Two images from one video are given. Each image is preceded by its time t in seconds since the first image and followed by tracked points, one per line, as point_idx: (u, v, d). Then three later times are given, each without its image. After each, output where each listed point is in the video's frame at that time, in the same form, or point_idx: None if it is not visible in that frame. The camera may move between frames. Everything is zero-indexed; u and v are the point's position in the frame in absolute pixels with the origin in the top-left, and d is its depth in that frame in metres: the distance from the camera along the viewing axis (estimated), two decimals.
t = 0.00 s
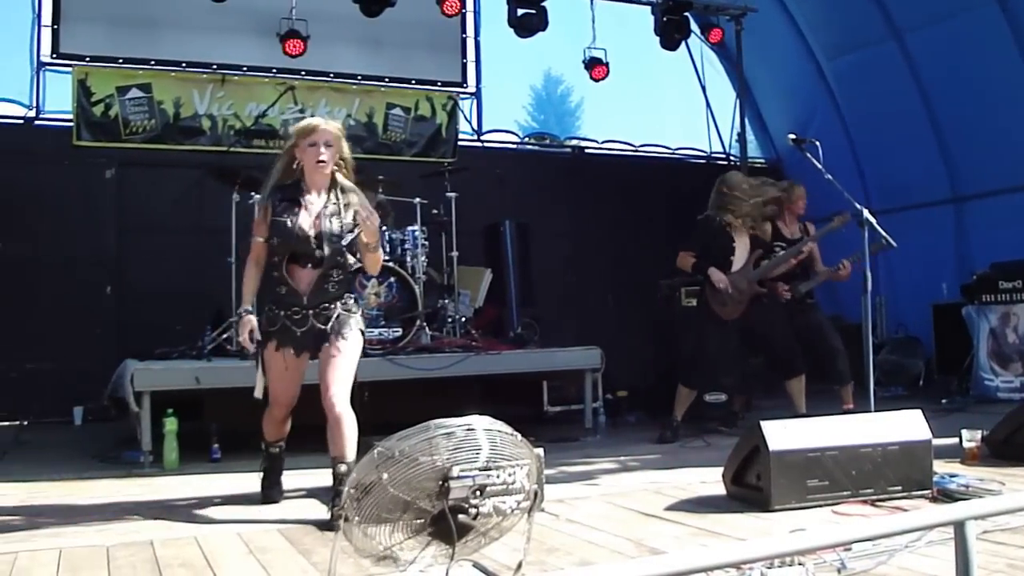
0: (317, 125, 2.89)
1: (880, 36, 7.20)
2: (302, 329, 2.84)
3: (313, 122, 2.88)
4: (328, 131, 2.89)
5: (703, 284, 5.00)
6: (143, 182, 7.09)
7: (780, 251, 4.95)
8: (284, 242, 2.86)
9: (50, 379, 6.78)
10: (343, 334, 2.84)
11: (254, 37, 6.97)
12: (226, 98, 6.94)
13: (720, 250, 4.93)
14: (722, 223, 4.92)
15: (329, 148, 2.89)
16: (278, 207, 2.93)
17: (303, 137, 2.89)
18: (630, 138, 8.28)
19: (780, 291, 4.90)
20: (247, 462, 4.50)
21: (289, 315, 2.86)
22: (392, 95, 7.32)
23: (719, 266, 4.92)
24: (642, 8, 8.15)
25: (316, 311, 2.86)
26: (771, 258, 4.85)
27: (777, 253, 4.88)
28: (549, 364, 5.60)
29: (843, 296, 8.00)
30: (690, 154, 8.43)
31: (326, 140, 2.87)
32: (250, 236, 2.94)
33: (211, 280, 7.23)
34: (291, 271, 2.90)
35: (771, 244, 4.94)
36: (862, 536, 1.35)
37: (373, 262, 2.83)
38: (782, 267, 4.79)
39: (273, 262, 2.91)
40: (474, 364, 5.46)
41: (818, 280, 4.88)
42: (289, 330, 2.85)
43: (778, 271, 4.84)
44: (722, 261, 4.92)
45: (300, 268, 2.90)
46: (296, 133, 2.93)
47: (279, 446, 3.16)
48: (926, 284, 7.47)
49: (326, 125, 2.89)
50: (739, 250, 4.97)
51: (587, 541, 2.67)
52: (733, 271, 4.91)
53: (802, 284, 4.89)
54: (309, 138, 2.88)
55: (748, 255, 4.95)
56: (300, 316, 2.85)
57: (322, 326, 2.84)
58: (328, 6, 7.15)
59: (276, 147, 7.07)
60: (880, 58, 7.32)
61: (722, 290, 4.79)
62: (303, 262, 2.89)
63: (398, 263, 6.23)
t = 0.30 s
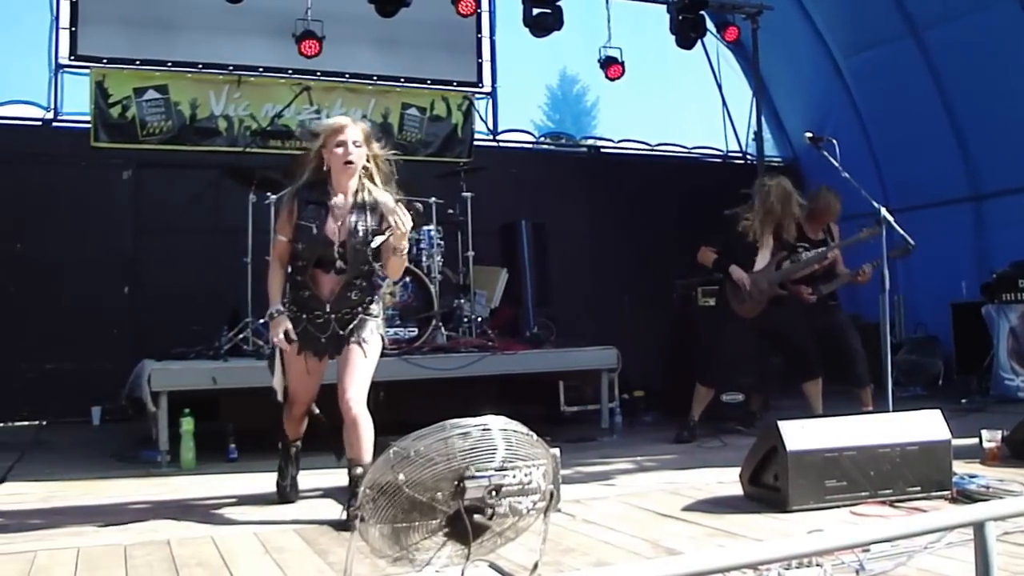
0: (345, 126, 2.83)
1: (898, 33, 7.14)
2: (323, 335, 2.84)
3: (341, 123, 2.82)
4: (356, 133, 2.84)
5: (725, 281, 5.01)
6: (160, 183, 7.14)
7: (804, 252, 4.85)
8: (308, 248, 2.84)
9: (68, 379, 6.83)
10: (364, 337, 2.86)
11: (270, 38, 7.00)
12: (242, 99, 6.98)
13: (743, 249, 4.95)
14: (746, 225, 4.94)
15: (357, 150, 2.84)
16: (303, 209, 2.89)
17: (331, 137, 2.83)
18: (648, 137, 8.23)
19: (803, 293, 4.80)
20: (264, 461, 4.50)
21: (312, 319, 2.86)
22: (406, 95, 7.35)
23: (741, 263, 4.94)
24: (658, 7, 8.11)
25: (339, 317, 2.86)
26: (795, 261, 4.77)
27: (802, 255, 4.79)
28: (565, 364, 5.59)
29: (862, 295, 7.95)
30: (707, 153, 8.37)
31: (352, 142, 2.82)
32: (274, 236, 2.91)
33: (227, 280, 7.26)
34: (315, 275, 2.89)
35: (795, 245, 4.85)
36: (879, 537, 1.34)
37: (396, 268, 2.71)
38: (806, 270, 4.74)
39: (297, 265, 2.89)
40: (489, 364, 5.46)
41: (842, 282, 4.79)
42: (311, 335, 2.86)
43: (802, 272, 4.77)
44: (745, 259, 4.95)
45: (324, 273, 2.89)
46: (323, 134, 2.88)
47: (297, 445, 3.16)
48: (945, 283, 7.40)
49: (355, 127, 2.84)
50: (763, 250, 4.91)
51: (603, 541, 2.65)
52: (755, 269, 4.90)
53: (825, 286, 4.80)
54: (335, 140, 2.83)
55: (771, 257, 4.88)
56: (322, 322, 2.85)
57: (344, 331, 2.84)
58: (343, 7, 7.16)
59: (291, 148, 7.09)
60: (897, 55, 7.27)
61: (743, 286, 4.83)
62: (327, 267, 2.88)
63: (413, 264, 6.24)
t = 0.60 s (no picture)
0: (361, 134, 2.80)
1: (912, 31, 7.10)
2: (336, 337, 2.85)
3: (357, 132, 2.79)
4: (372, 142, 2.80)
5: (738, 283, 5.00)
6: (174, 184, 7.17)
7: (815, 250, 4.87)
8: (323, 256, 2.85)
9: (83, 379, 6.87)
10: (377, 338, 2.86)
11: (283, 38, 7.02)
12: (255, 99, 6.99)
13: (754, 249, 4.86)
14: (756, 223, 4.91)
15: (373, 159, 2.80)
16: (319, 215, 2.89)
17: (346, 146, 2.80)
18: (661, 137, 8.22)
19: (818, 296, 4.81)
20: (277, 462, 4.51)
21: (325, 323, 2.86)
22: (418, 95, 7.35)
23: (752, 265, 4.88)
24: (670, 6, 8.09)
25: (352, 322, 2.86)
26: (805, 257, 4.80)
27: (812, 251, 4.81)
28: (578, 363, 5.57)
29: (876, 296, 7.92)
30: (721, 153, 8.33)
31: (367, 150, 2.78)
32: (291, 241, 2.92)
33: (241, 280, 7.28)
34: (330, 280, 2.90)
35: (805, 243, 4.90)
36: (897, 537, 1.33)
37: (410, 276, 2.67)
38: (815, 266, 4.74)
39: (312, 271, 2.90)
40: (503, 365, 5.45)
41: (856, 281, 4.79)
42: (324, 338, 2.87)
43: (812, 269, 4.78)
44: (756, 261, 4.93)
45: (339, 279, 2.90)
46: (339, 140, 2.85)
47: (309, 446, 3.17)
48: (961, 282, 7.35)
49: (372, 136, 2.80)
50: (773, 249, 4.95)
51: (616, 542, 2.64)
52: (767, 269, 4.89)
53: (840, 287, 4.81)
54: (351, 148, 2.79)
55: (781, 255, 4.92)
56: (335, 325, 2.86)
57: (356, 334, 2.85)
58: (355, 6, 7.18)
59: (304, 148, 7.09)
60: (912, 53, 7.22)
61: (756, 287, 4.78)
62: (342, 273, 2.89)
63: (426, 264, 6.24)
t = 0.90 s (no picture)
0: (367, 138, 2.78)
1: (922, 29, 7.07)
2: (348, 337, 2.85)
3: (364, 137, 2.77)
4: (379, 146, 2.78)
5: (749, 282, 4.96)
6: (183, 185, 7.18)
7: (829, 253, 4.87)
8: (334, 260, 2.85)
9: (93, 379, 6.90)
10: (387, 338, 2.86)
11: (291, 39, 7.02)
12: (263, 100, 7.04)
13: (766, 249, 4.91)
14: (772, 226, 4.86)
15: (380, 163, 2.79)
16: (328, 219, 2.90)
17: (354, 150, 2.78)
18: (669, 136, 8.23)
19: (826, 299, 4.78)
20: (286, 462, 4.52)
21: (336, 324, 2.86)
22: (427, 95, 7.36)
23: (765, 263, 4.89)
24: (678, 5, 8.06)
25: (363, 322, 2.86)
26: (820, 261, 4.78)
27: (827, 256, 4.80)
28: (586, 363, 5.56)
29: (886, 296, 7.89)
30: (730, 152, 8.35)
31: (373, 154, 2.77)
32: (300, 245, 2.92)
33: (250, 281, 7.30)
34: (340, 282, 2.90)
35: (820, 246, 4.87)
36: (906, 540, 1.32)
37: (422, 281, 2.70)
38: (830, 271, 4.73)
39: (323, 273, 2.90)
40: (512, 365, 5.45)
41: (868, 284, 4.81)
42: (336, 339, 2.87)
43: (827, 273, 4.76)
44: (771, 260, 4.90)
45: (349, 281, 2.89)
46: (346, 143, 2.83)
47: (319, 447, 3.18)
48: (972, 282, 7.31)
49: (379, 141, 2.78)
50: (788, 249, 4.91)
51: (624, 543, 2.64)
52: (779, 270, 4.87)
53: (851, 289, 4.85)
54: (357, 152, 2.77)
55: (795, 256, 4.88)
56: (347, 325, 2.86)
57: (367, 334, 2.86)
58: (364, 7, 7.18)
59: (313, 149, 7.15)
60: (922, 51, 7.19)
61: (766, 287, 4.78)
62: (352, 275, 2.88)
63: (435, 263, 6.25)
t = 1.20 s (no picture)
0: (381, 143, 2.73)
1: (928, 29, 7.05)
2: (354, 335, 2.86)
3: (378, 144, 2.72)
4: (393, 151, 2.75)
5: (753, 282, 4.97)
6: (188, 186, 7.20)
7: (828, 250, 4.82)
8: (345, 261, 2.82)
9: (98, 380, 6.91)
10: (393, 337, 2.87)
11: (295, 40, 7.03)
12: (268, 100, 7.05)
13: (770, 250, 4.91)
14: (774, 220, 4.86)
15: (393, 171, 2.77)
16: (336, 219, 2.82)
17: (368, 158, 2.74)
18: (674, 137, 8.22)
19: (831, 298, 4.76)
20: (290, 462, 4.52)
21: (342, 321, 2.87)
22: (431, 95, 7.38)
23: (768, 266, 4.91)
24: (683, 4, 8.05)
25: (370, 320, 2.87)
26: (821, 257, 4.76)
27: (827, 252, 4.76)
28: (592, 364, 5.55)
29: (892, 296, 7.87)
30: (734, 152, 8.35)
31: (388, 161, 2.74)
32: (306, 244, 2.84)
33: (255, 281, 7.31)
34: (348, 281, 2.89)
35: (819, 243, 4.83)
36: (910, 541, 1.31)
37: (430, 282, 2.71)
38: (833, 266, 4.69)
39: (330, 272, 2.89)
40: (518, 365, 5.43)
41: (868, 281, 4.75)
42: (342, 337, 2.87)
43: (829, 269, 4.73)
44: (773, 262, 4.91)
45: (357, 280, 2.88)
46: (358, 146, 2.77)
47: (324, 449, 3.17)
48: (978, 282, 7.28)
49: (393, 148, 2.75)
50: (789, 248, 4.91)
51: (629, 543, 2.63)
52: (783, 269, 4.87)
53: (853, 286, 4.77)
54: (374, 156, 2.74)
55: (797, 254, 4.87)
56: (353, 323, 2.87)
57: (373, 333, 2.86)
58: (368, 7, 7.18)
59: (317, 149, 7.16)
60: (928, 50, 7.16)
61: (772, 288, 4.80)
62: (361, 275, 2.87)
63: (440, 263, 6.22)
